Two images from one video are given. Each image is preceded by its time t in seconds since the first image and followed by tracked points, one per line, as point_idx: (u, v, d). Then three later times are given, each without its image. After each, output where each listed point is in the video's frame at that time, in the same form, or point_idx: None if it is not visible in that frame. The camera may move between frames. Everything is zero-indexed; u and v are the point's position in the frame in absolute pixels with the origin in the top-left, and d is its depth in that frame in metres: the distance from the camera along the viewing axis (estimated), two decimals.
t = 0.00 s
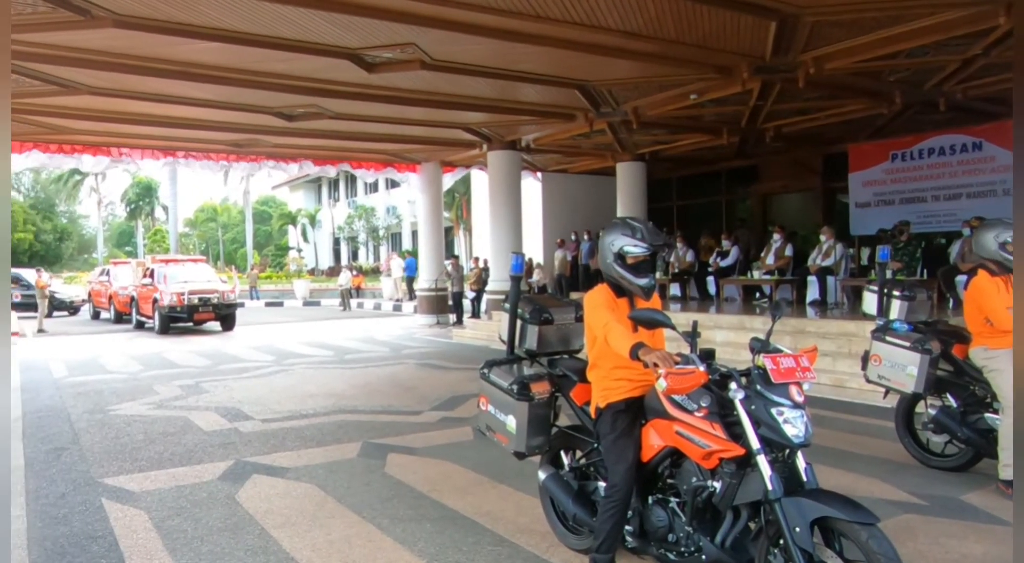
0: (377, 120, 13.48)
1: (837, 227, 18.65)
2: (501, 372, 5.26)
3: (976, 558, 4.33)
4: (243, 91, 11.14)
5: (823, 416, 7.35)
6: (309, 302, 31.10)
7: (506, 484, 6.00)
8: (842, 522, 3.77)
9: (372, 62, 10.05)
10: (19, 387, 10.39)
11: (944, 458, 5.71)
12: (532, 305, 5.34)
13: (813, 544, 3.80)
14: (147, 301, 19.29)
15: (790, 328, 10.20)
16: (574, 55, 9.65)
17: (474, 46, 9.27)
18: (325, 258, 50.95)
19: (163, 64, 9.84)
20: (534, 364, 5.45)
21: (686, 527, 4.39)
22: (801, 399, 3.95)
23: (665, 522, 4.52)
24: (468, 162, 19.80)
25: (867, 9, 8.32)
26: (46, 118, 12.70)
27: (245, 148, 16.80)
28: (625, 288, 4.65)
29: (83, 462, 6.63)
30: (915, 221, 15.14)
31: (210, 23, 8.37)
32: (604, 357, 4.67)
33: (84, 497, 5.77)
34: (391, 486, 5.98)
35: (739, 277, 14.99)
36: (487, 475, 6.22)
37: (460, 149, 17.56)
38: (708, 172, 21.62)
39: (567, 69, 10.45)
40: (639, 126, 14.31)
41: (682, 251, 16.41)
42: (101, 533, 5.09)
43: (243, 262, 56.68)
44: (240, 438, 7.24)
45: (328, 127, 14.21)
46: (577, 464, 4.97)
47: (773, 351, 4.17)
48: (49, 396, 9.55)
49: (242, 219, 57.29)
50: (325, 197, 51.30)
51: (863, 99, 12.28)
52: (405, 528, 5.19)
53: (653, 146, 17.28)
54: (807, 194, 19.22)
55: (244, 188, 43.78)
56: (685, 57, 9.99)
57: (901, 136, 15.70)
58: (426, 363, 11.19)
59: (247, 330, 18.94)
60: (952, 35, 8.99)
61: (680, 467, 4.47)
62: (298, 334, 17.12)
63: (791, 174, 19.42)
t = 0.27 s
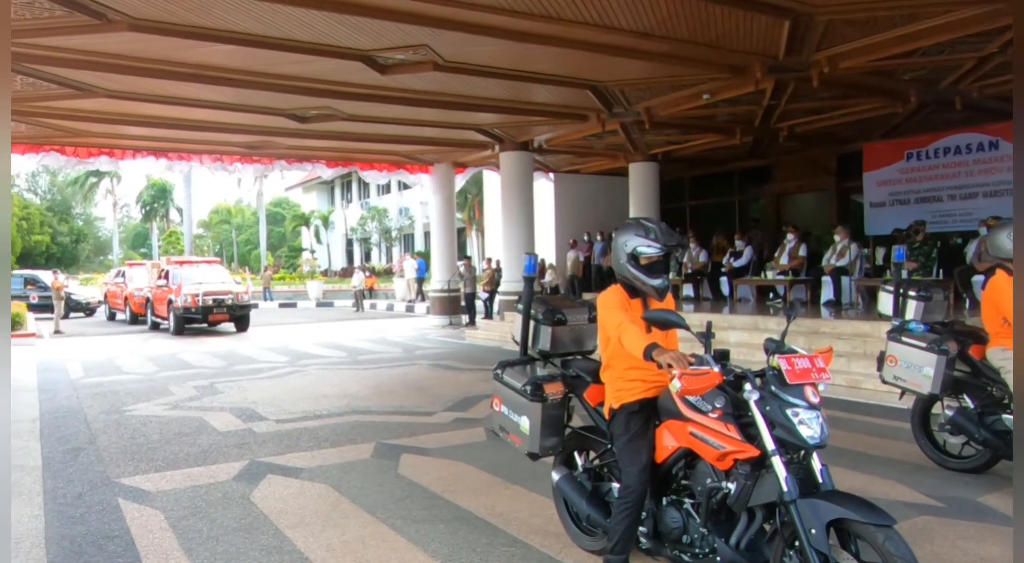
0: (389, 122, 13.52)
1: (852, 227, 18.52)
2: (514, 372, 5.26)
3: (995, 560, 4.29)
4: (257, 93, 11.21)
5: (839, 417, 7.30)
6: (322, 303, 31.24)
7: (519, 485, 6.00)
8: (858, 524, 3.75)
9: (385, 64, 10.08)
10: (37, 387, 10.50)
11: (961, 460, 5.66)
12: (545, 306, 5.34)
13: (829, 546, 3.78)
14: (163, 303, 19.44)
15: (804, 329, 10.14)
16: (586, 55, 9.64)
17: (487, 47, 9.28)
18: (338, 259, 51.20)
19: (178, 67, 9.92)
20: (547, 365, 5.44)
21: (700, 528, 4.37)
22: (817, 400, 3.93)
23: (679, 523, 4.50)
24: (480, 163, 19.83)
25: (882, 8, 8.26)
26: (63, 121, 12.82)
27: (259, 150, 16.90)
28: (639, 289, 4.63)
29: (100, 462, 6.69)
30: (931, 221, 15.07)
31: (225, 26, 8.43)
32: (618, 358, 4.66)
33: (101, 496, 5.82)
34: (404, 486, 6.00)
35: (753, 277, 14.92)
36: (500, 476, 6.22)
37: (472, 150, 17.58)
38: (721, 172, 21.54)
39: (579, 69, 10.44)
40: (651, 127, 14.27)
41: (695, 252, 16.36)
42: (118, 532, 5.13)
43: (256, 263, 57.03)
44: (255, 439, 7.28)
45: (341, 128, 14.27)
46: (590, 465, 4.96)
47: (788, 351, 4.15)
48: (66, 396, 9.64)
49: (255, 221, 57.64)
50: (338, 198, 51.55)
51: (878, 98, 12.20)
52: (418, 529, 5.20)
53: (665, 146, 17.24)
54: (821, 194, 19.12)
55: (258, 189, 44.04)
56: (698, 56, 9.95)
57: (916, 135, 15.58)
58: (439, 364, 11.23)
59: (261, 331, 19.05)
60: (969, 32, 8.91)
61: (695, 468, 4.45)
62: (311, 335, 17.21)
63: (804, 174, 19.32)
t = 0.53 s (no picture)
0: (403, 123, 13.56)
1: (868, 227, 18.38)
2: (529, 373, 5.26)
3: None
4: (271, 95, 11.27)
5: (857, 418, 7.25)
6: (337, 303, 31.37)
7: (534, 486, 6.00)
8: (876, 526, 3.71)
9: (398, 65, 10.11)
10: (56, 387, 10.60)
11: (980, 461, 5.61)
12: (560, 306, 5.34)
13: (846, 548, 3.75)
14: (179, 303, 19.58)
15: (820, 329, 10.08)
16: (599, 55, 9.63)
17: (500, 48, 9.29)
18: (352, 260, 51.41)
19: (193, 69, 9.99)
20: (562, 365, 5.44)
21: (716, 529, 4.35)
22: (834, 401, 3.90)
23: (695, 524, 4.48)
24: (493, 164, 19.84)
25: (898, 6, 8.20)
26: (81, 124, 12.95)
27: (274, 151, 16.99)
28: (654, 289, 4.62)
29: (118, 461, 6.75)
30: (948, 220, 14.92)
31: (239, 28, 8.49)
32: (633, 358, 4.65)
33: (119, 496, 5.87)
34: (418, 486, 6.01)
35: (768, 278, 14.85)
36: (515, 476, 6.23)
37: (485, 151, 17.60)
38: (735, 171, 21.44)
39: (593, 69, 10.43)
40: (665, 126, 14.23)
41: (710, 252, 16.30)
42: (135, 532, 5.17)
43: (271, 264, 57.35)
44: (270, 439, 7.32)
45: (355, 130, 14.33)
46: (606, 466, 4.95)
47: (805, 351, 4.13)
48: (84, 396, 9.73)
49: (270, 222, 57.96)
50: (352, 199, 51.77)
51: (893, 96, 12.10)
52: (433, 529, 5.22)
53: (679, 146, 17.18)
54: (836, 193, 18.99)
55: (273, 191, 44.30)
56: (712, 56, 9.91)
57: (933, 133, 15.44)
58: (453, 365, 11.25)
59: (276, 332, 19.15)
60: (986, 30, 8.83)
61: (710, 468, 4.43)
62: (326, 335, 17.28)
63: (820, 173, 19.20)
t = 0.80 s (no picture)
0: (415, 123, 13.58)
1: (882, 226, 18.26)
2: (542, 373, 5.26)
3: None
4: (284, 96, 11.33)
5: (872, 419, 7.20)
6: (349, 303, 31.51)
7: (546, 486, 6.00)
8: (892, 527, 3.69)
9: (411, 66, 10.14)
10: (72, 387, 10.70)
11: (997, 462, 5.56)
12: (573, 306, 5.34)
13: (862, 549, 3.73)
14: (192, 304, 19.71)
15: (834, 329, 10.02)
16: (612, 54, 9.61)
17: (513, 48, 9.29)
18: (364, 260, 51.62)
19: (207, 71, 10.05)
20: (575, 365, 5.44)
21: (730, 530, 4.33)
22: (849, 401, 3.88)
23: (709, 524, 4.46)
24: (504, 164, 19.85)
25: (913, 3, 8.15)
26: (96, 126, 13.06)
27: (287, 152, 17.07)
28: (668, 288, 4.61)
29: (133, 461, 6.80)
30: (964, 219, 14.80)
31: (253, 30, 8.54)
32: (646, 358, 4.64)
33: (135, 495, 5.91)
34: (431, 486, 6.03)
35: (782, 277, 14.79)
36: (528, 476, 6.23)
37: (497, 151, 17.62)
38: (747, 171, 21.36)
39: (605, 69, 10.42)
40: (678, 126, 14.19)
41: (723, 251, 16.24)
42: (151, 530, 5.21)
43: (284, 264, 57.66)
44: (284, 438, 7.36)
45: (367, 130, 14.37)
46: (619, 466, 4.95)
47: (819, 351, 4.10)
48: (100, 396, 9.82)
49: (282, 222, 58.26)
50: (364, 199, 51.99)
51: (908, 94, 12.01)
52: (446, 529, 5.22)
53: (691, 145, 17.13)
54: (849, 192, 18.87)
55: (285, 191, 44.53)
56: (725, 54, 9.88)
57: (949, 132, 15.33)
58: (465, 365, 11.27)
59: (289, 332, 19.24)
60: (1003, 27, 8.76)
61: (725, 469, 4.42)
62: (338, 335, 17.35)
63: (833, 172, 19.09)
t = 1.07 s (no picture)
0: (426, 124, 13.61)
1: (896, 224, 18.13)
2: (555, 373, 5.26)
3: None
4: (296, 97, 11.38)
5: (888, 419, 7.15)
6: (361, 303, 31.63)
7: (559, 486, 6.00)
8: (908, 527, 3.66)
9: (422, 66, 10.16)
10: (87, 387, 10.79)
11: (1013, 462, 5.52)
12: (586, 306, 5.33)
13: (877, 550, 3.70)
14: (206, 304, 19.84)
15: (848, 328, 9.97)
16: (623, 53, 9.59)
17: (524, 48, 9.29)
18: (376, 260, 51.80)
19: (220, 72, 10.11)
20: (587, 365, 5.43)
21: (744, 530, 4.31)
22: (864, 401, 3.86)
23: (723, 525, 4.45)
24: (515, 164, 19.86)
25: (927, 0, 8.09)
26: (110, 127, 13.16)
27: (299, 153, 17.14)
28: (681, 288, 4.60)
29: (148, 460, 6.85)
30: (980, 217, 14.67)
31: (266, 32, 8.58)
32: (659, 357, 4.63)
33: (150, 494, 5.96)
34: (444, 486, 6.04)
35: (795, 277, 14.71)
36: (540, 476, 6.23)
37: (508, 151, 17.63)
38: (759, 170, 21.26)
39: (617, 68, 10.40)
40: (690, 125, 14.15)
41: (735, 251, 16.18)
42: (166, 529, 5.25)
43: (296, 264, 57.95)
44: (297, 438, 7.39)
45: (378, 131, 14.40)
46: (632, 465, 4.94)
47: (834, 351, 4.08)
48: (115, 396, 9.89)
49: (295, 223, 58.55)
50: (376, 200, 52.17)
51: (922, 92, 11.93)
52: (459, 529, 5.23)
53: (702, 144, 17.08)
54: (862, 191, 18.76)
55: (298, 192, 44.75)
56: (738, 53, 9.84)
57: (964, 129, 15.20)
58: (477, 364, 11.29)
59: (301, 332, 19.31)
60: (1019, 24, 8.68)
61: (738, 469, 4.40)
62: (350, 335, 17.41)
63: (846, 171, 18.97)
